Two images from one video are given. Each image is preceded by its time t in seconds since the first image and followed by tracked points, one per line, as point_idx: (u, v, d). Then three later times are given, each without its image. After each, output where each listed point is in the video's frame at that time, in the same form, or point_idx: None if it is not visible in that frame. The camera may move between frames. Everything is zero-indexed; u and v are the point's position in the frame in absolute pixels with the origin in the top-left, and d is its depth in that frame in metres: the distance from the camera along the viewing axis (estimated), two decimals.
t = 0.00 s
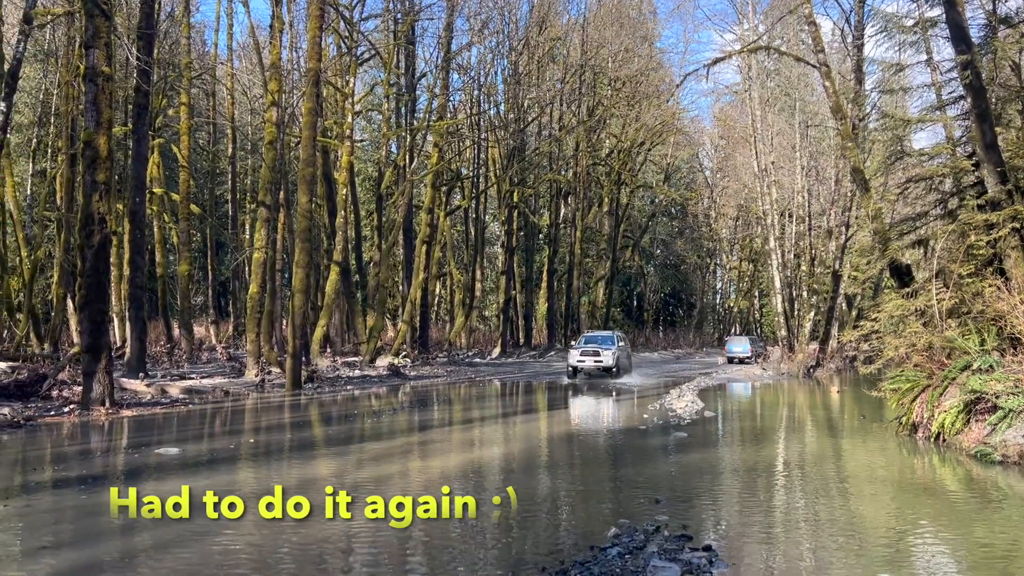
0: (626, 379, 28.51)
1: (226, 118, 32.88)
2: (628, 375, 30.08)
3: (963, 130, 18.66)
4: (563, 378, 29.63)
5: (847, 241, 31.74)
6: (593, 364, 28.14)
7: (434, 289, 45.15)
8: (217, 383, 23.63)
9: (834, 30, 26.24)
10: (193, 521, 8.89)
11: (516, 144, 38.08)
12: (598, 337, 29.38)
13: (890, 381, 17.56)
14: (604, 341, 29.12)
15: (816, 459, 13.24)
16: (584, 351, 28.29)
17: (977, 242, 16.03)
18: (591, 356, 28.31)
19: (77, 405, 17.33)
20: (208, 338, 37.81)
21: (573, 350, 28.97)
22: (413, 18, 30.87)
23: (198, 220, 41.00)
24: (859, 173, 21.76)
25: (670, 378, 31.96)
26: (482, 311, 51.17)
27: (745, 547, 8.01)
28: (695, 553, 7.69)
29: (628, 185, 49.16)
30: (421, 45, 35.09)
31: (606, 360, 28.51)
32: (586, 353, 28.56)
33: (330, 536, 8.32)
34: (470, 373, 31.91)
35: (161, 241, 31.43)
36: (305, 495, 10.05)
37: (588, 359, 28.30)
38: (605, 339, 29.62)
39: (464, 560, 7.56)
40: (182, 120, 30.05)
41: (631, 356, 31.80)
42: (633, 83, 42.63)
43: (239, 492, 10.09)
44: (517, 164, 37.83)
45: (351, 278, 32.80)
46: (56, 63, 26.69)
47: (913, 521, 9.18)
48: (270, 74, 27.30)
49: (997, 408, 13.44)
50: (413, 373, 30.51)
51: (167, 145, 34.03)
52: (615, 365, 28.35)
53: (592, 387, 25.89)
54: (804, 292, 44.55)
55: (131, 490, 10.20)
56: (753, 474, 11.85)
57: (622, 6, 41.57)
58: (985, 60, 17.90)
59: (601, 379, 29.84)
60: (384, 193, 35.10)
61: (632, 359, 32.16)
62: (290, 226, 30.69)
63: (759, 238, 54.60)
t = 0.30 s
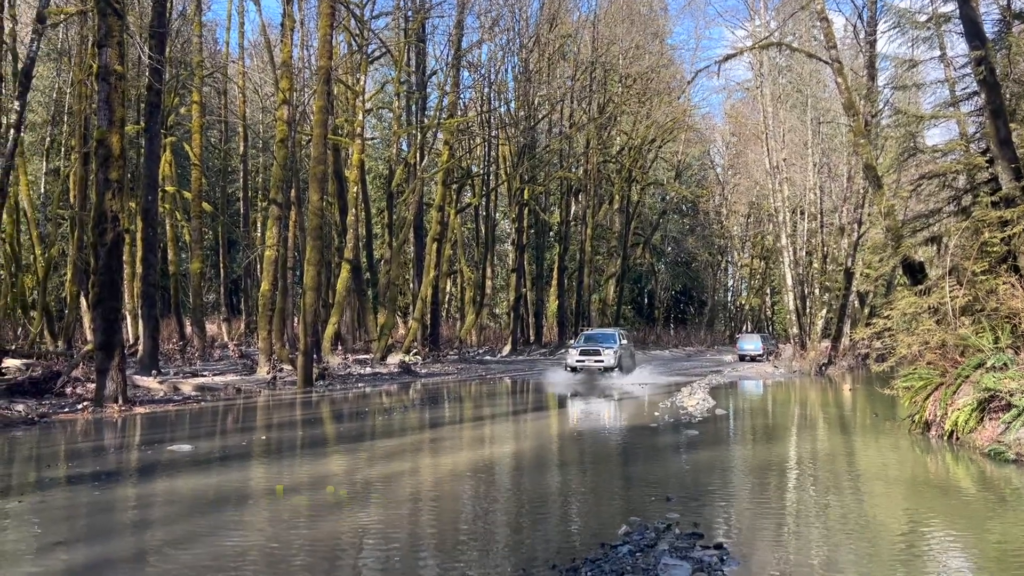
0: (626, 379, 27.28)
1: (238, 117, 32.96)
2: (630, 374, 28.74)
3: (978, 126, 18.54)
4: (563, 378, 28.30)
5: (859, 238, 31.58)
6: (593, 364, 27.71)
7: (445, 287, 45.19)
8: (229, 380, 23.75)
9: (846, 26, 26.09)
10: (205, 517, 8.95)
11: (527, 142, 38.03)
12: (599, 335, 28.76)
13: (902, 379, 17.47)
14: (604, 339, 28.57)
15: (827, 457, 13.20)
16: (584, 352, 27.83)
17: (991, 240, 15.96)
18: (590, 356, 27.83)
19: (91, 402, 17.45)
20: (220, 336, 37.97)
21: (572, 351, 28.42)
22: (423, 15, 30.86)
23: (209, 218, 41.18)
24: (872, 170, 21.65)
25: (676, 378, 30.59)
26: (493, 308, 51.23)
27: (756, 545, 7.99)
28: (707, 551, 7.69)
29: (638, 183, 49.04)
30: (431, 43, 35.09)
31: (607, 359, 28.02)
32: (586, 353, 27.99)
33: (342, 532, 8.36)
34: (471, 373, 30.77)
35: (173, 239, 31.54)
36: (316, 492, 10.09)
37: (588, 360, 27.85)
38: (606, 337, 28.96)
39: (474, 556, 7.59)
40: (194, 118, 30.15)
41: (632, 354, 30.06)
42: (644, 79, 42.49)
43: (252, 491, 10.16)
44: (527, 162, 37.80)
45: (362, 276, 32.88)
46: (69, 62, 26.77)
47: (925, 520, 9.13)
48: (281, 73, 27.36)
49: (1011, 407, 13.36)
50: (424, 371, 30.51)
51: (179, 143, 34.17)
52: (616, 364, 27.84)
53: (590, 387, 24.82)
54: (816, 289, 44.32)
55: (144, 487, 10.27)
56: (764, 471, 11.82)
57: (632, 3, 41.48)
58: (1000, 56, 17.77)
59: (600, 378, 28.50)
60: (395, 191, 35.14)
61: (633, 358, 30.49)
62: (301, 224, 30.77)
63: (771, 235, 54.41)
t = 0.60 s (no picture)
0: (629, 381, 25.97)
1: (251, 115, 33.09)
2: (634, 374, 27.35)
3: (993, 122, 18.39)
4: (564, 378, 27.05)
5: (873, 235, 31.38)
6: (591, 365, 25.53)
7: (457, 285, 45.24)
8: (242, 377, 23.87)
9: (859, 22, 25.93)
10: (220, 513, 9.01)
11: (538, 139, 37.99)
12: (600, 332, 26.70)
13: (917, 377, 17.34)
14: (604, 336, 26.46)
15: (841, 455, 13.12)
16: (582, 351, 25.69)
17: (1007, 237, 15.83)
18: (590, 356, 25.65)
19: (106, 399, 17.58)
20: (233, 333, 38.17)
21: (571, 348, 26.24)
22: (436, 13, 30.87)
23: (223, 215, 41.39)
24: (886, 166, 21.53)
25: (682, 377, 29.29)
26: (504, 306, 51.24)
27: (769, 545, 7.94)
28: (719, 550, 7.68)
29: (651, 180, 48.91)
30: (443, 40, 35.11)
31: (609, 359, 25.94)
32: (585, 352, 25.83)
33: (355, 529, 8.41)
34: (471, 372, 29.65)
35: (187, 236, 31.69)
36: (329, 489, 10.14)
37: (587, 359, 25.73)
38: (608, 334, 26.82)
39: (486, 553, 7.61)
40: (207, 117, 30.27)
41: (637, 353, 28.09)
42: (656, 76, 42.35)
43: (266, 487, 10.22)
44: (539, 159, 37.76)
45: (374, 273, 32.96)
46: (83, 60, 26.85)
47: (940, 519, 9.05)
48: (293, 71, 27.44)
49: None
50: (436, 368, 30.52)
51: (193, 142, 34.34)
52: (618, 365, 25.81)
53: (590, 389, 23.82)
54: (829, 286, 44.12)
55: (159, 483, 10.34)
56: (777, 470, 11.75)
57: None
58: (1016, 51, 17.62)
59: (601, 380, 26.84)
60: (407, 189, 35.20)
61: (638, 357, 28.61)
62: (314, 222, 30.85)
63: (784, 232, 54.21)
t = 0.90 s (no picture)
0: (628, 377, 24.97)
1: (266, 114, 33.21)
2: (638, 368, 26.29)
3: (1011, 119, 18.21)
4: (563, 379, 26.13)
5: (889, 232, 31.15)
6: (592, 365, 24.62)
7: (470, 283, 45.28)
8: (257, 375, 23.98)
9: (875, 18, 25.79)
10: (235, 509, 9.07)
11: (552, 137, 37.94)
12: (601, 330, 25.81)
13: (933, 376, 17.21)
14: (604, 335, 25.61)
15: (856, 454, 13.05)
16: (583, 351, 24.71)
17: None
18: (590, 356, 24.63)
19: (122, 395, 17.71)
20: (248, 330, 38.36)
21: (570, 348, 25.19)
22: (449, 11, 30.87)
23: (238, 214, 41.61)
24: (902, 164, 21.37)
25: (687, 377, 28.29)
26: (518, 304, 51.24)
27: (783, 544, 7.91)
28: (733, 548, 7.66)
29: (664, 178, 48.76)
30: (457, 38, 35.11)
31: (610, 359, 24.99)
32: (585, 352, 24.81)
33: (368, 526, 8.44)
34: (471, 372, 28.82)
35: (202, 234, 31.85)
36: (343, 486, 10.18)
37: (587, 359, 24.82)
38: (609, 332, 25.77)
39: (498, 551, 7.62)
40: (223, 116, 30.41)
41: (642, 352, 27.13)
42: (670, 74, 42.15)
43: (281, 484, 10.28)
44: (552, 157, 37.71)
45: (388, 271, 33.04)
46: (100, 60, 26.95)
47: (956, 519, 8.99)
48: (308, 69, 27.53)
49: None
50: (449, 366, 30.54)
51: (208, 140, 34.52)
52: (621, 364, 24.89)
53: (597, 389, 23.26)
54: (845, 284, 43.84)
55: (175, 480, 10.40)
56: (791, 470, 11.69)
57: None
58: None
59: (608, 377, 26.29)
60: (421, 187, 35.26)
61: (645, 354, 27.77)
62: (328, 220, 30.94)
63: (799, 230, 53.95)
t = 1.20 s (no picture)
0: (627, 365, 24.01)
1: (281, 112, 33.34)
2: (643, 358, 25.23)
3: None
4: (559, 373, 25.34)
5: (906, 231, 30.93)
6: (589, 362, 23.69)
7: (483, 281, 45.32)
8: (272, 372, 24.12)
9: (892, 15, 25.58)
10: (251, 505, 9.14)
11: (565, 135, 37.95)
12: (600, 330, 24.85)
13: (951, 375, 17.10)
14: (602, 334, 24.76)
15: (871, 454, 13.02)
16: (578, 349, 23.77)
17: None
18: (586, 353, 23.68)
19: (139, 392, 17.86)
20: (263, 328, 38.56)
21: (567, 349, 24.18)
22: (463, 10, 30.86)
23: (253, 212, 41.85)
24: (919, 162, 21.23)
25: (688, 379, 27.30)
26: (532, 303, 51.23)
27: (798, 543, 7.90)
28: (749, 548, 7.65)
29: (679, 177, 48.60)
30: (471, 37, 35.11)
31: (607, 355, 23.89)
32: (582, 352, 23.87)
33: (384, 522, 8.49)
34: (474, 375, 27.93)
35: (218, 233, 32.02)
36: (357, 483, 10.24)
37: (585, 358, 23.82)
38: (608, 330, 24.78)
39: (512, 549, 7.64)
40: (238, 115, 30.53)
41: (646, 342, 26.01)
42: (684, 72, 41.91)
43: (296, 480, 10.35)
44: (566, 156, 37.69)
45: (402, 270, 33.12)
46: (118, 60, 27.14)
47: (973, 520, 8.95)
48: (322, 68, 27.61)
49: None
50: (462, 364, 30.58)
51: (224, 139, 34.70)
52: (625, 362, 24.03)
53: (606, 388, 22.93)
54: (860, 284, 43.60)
55: (192, 476, 10.49)
56: (806, 469, 11.67)
57: None
58: None
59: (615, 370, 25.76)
60: (434, 186, 35.30)
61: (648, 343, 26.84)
62: (343, 219, 31.06)
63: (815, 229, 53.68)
